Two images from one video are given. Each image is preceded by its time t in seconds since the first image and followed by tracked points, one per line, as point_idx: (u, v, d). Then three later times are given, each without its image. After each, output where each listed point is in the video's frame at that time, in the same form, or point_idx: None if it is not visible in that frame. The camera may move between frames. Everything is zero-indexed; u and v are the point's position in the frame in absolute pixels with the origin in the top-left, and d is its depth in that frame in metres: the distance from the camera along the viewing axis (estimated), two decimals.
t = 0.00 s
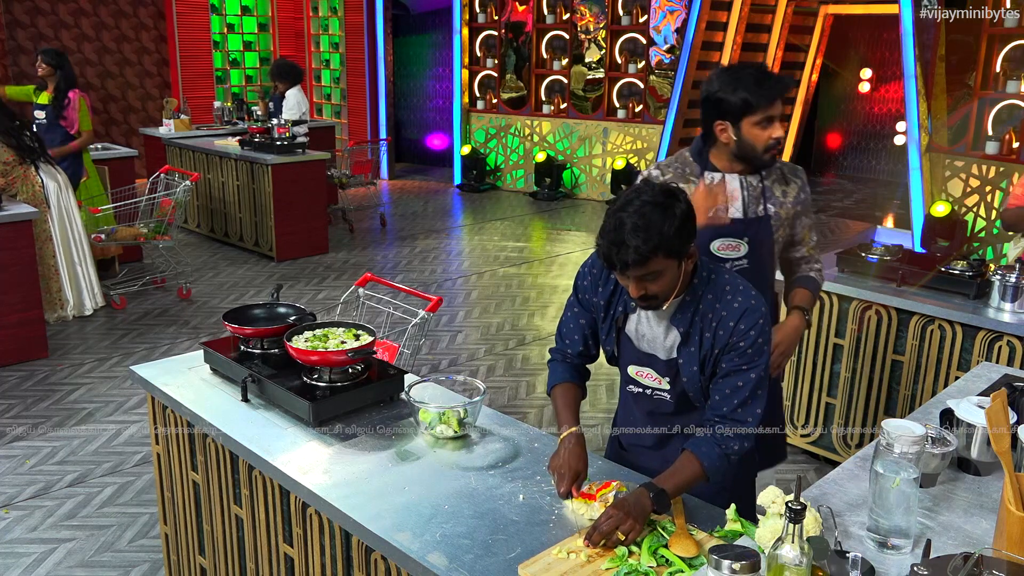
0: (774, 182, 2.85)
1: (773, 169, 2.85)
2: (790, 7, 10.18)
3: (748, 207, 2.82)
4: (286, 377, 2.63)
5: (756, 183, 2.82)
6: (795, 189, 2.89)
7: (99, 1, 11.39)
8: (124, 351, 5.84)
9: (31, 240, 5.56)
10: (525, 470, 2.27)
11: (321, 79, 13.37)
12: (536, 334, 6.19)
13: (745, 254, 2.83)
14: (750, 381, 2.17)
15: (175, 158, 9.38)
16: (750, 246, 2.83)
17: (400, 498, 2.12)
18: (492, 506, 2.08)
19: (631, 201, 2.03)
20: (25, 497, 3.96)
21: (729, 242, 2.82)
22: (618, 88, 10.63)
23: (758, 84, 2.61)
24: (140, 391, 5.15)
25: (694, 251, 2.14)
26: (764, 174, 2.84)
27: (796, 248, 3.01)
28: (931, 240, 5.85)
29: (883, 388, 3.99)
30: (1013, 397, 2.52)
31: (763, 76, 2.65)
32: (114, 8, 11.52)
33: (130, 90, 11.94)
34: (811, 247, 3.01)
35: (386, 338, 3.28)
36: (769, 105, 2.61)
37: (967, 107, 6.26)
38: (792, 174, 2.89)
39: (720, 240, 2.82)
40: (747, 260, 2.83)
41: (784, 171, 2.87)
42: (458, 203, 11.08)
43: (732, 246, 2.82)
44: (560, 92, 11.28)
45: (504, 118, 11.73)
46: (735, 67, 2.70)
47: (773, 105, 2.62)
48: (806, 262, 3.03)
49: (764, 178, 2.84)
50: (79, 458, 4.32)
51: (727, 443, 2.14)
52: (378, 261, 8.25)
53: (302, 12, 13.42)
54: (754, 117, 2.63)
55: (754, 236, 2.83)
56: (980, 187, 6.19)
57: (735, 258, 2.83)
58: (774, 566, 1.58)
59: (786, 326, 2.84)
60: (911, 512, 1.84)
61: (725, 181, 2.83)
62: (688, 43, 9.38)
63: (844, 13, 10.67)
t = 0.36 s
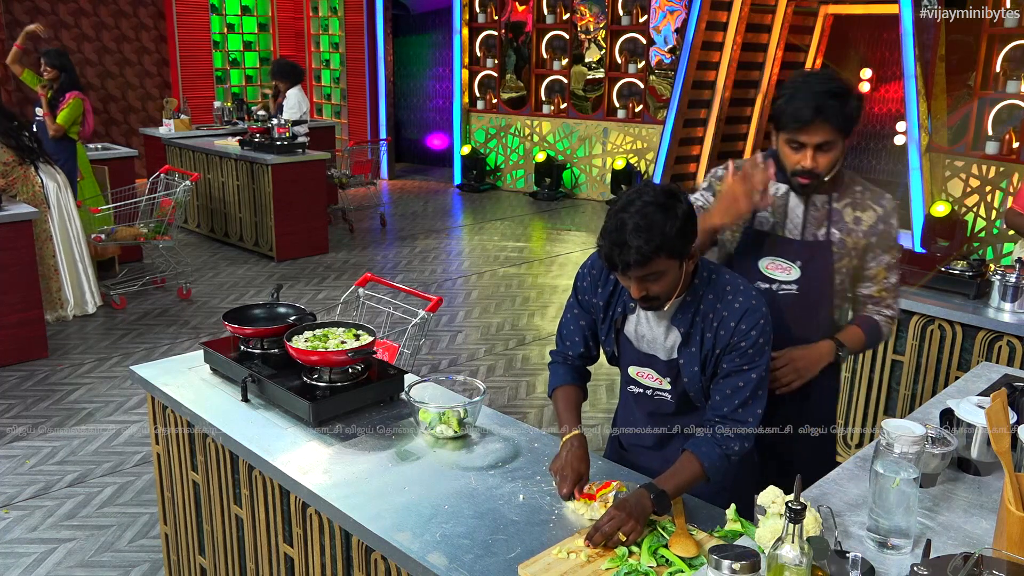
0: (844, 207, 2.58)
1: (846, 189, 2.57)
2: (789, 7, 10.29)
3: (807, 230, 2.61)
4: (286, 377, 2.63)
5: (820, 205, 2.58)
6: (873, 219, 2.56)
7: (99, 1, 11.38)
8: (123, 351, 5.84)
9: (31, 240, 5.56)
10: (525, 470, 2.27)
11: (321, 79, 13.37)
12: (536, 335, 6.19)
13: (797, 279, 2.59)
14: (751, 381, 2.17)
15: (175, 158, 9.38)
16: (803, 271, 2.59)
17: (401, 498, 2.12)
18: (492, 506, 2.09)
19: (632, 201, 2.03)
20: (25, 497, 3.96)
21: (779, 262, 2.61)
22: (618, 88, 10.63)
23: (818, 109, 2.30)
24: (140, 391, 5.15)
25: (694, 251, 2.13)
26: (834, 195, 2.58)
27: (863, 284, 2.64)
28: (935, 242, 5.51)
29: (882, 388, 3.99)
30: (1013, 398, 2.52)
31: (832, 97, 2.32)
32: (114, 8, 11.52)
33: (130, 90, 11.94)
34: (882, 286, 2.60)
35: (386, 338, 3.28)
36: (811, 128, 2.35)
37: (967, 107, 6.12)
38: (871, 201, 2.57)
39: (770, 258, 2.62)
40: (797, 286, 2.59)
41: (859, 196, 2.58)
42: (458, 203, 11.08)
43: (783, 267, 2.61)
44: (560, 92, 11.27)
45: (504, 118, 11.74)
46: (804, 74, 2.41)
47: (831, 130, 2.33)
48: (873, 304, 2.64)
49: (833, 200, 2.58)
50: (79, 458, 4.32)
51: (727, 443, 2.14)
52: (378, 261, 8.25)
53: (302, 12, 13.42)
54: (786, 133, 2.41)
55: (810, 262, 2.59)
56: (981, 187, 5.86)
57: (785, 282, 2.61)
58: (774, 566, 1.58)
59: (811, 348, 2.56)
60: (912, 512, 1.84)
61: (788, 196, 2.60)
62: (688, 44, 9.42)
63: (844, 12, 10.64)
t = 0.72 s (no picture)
0: (889, 231, 2.46)
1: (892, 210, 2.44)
2: (789, 7, 10.37)
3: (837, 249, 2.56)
4: (286, 377, 2.63)
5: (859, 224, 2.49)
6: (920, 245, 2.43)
7: (99, 1, 11.38)
8: (123, 351, 5.84)
9: (31, 240, 5.56)
10: (525, 470, 2.27)
11: (321, 79, 13.38)
12: (536, 334, 6.19)
13: (821, 294, 2.55)
14: (751, 379, 2.17)
15: (175, 158, 9.38)
16: (828, 288, 2.53)
17: (400, 498, 2.12)
18: (492, 506, 2.09)
19: (639, 195, 2.04)
20: (25, 497, 3.96)
21: (805, 275, 2.57)
22: (618, 88, 10.63)
23: (837, 113, 2.23)
24: (140, 391, 5.15)
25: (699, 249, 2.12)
26: (880, 215, 2.46)
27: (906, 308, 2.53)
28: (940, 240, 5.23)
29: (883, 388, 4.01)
30: (1013, 398, 2.52)
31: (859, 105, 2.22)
32: (114, 8, 11.51)
33: (130, 90, 11.94)
34: (926, 313, 2.49)
35: (386, 338, 3.28)
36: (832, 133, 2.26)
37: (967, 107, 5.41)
38: (922, 227, 2.43)
39: (797, 269, 2.59)
40: (821, 302, 2.55)
41: (909, 220, 2.44)
42: (458, 203, 11.07)
43: (808, 281, 2.57)
44: (559, 92, 11.26)
45: (504, 118, 11.74)
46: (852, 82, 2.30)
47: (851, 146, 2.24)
48: (914, 328, 2.53)
49: (878, 220, 2.46)
50: (79, 458, 4.32)
51: (727, 441, 2.14)
52: (378, 261, 8.25)
53: (302, 12, 13.42)
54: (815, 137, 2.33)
55: (840, 279, 2.51)
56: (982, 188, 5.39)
57: (810, 296, 2.57)
58: (774, 566, 1.58)
59: (828, 373, 2.50)
60: (912, 512, 1.84)
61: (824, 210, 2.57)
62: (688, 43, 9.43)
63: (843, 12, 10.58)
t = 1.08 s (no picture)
0: (885, 234, 2.46)
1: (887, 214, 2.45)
2: (789, 7, 10.27)
3: (831, 250, 2.57)
4: (286, 377, 2.63)
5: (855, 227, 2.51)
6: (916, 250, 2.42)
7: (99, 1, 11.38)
8: (123, 351, 5.84)
9: (31, 240, 5.56)
10: (525, 470, 2.27)
11: (321, 79, 13.39)
12: (536, 334, 6.19)
13: (816, 295, 2.56)
14: (750, 380, 2.17)
15: (175, 158, 9.38)
16: (822, 289, 2.55)
17: (401, 498, 2.12)
18: (492, 506, 2.08)
19: (638, 198, 2.04)
20: (25, 497, 3.96)
21: (801, 275, 2.59)
22: (618, 88, 10.63)
23: (831, 114, 2.23)
24: (140, 391, 5.15)
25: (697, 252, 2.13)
26: (877, 217, 2.46)
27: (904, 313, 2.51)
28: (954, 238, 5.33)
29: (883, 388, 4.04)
30: (1013, 398, 2.52)
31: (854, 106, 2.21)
32: (114, 8, 11.51)
33: (130, 90, 11.94)
34: (924, 320, 2.47)
35: (386, 338, 3.29)
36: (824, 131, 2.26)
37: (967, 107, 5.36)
38: (919, 232, 2.42)
39: (794, 269, 2.60)
40: (817, 303, 2.57)
41: (906, 224, 2.44)
42: (458, 203, 11.07)
43: (804, 281, 2.58)
44: (559, 92, 11.26)
45: (504, 118, 11.74)
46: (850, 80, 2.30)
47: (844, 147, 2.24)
48: (913, 334, 2.50)
49: (874, 223, 2.47)
50: (79, 458, 4.32)
51: (727, 441, 2.14)
52: (378, 261, 8.25)
53: (302, 12, 13.42)
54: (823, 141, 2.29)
55: (834, 281, 2.53)
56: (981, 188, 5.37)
57: (807, 297, 2.59)
58: (774, 566, 1.58)
59: (818, 368, 2.49)
60: (912, 512, 1.84)
61: (822, 212, 2.58)
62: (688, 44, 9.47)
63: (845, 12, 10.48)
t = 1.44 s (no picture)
0: (882, 247, 2.44)
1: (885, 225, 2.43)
2: (789, 7, 10.25)
3: (830, 261, 2.56)
4: (286, 377, 2.63)
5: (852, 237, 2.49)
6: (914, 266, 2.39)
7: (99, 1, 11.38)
8: (123, 351, 5.84)
9: (31, 240, 5.56)
10: (525, 470, 2.27)
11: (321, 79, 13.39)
12: (536, 334, 6.19)
13: (812, 304, 2.56)
14: (747, 378, 2.17)
15: (175, 158, 9.38)
16: (818, 299, 2.54)
17: (400, 498, 2.12)
18: (492, 506, 2.08)
19: (633, 196, 2.04)
20: (25, 497, 3.96)
21: (799, 284, 2.59)
22: (618, 88, 10.63)
23: (844, 137, 2.15)
24: (139, 391, 5.15)
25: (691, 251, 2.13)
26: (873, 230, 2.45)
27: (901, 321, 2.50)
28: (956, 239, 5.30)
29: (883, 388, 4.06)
30: (1013, 398, 2.52)
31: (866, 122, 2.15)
32: (114, 8, 11.51)
33: (130, 90, 11.94)
34: (921, 329, 2.45)
35: (386, 338, 3.29)
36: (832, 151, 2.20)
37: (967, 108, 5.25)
38: (916, 244, 2.40)
39: (793, 277, 2.60)
40: (812, 312, 2.57)
41: (902, 236, 2.41)
42: (458, 203, 11.07)
43: (802, 289, 2.58)
44: (559, 92, 11.26)
45: (504, 118, 11.74)
46: (854, 95, 2.24)
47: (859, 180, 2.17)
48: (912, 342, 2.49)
49: (870, 233, 2.46)
50: (79, 458, 4.32)
51: (727, 438, 2.14)
52: (378, 261, 8.25)
53: (302, 12, 13.43)
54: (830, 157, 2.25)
55: (829, 291, 2.52)
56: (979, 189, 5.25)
57: (804, 304, 2.59)
58: (774, 566, 1.58)
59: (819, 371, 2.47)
60: (912, 512, 1.84)
61: (820, 225, 2.57)
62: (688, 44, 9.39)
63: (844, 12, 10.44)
